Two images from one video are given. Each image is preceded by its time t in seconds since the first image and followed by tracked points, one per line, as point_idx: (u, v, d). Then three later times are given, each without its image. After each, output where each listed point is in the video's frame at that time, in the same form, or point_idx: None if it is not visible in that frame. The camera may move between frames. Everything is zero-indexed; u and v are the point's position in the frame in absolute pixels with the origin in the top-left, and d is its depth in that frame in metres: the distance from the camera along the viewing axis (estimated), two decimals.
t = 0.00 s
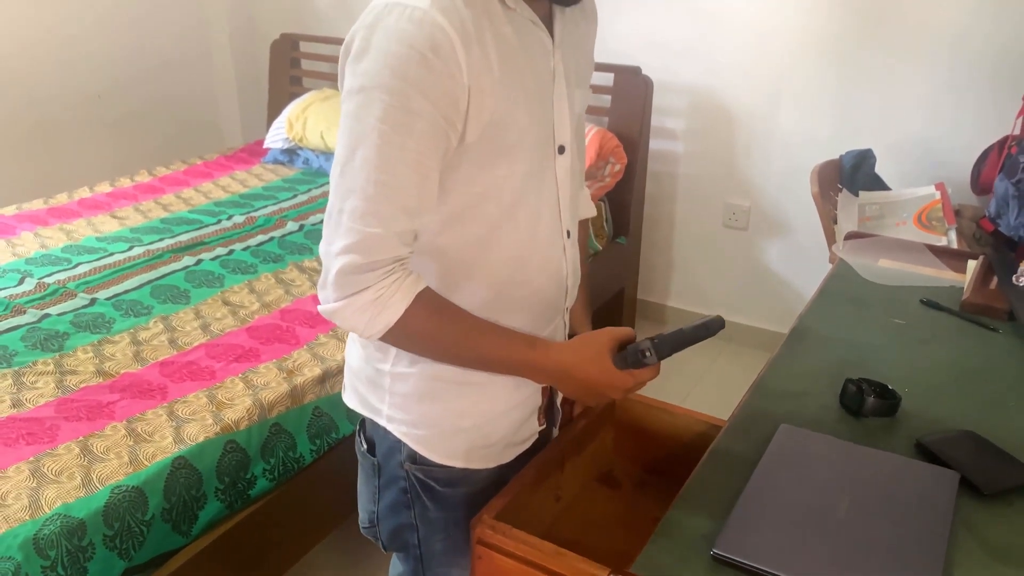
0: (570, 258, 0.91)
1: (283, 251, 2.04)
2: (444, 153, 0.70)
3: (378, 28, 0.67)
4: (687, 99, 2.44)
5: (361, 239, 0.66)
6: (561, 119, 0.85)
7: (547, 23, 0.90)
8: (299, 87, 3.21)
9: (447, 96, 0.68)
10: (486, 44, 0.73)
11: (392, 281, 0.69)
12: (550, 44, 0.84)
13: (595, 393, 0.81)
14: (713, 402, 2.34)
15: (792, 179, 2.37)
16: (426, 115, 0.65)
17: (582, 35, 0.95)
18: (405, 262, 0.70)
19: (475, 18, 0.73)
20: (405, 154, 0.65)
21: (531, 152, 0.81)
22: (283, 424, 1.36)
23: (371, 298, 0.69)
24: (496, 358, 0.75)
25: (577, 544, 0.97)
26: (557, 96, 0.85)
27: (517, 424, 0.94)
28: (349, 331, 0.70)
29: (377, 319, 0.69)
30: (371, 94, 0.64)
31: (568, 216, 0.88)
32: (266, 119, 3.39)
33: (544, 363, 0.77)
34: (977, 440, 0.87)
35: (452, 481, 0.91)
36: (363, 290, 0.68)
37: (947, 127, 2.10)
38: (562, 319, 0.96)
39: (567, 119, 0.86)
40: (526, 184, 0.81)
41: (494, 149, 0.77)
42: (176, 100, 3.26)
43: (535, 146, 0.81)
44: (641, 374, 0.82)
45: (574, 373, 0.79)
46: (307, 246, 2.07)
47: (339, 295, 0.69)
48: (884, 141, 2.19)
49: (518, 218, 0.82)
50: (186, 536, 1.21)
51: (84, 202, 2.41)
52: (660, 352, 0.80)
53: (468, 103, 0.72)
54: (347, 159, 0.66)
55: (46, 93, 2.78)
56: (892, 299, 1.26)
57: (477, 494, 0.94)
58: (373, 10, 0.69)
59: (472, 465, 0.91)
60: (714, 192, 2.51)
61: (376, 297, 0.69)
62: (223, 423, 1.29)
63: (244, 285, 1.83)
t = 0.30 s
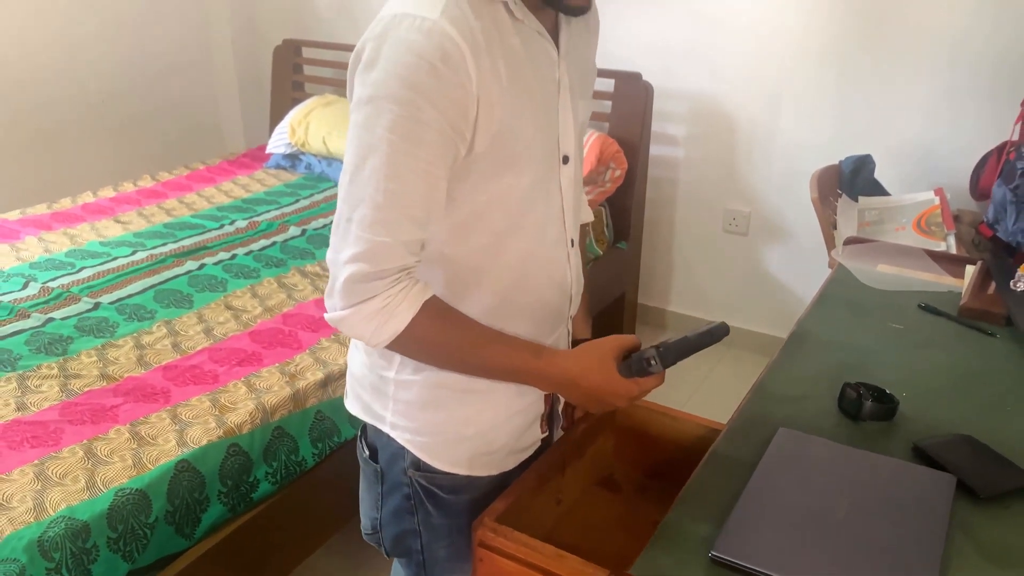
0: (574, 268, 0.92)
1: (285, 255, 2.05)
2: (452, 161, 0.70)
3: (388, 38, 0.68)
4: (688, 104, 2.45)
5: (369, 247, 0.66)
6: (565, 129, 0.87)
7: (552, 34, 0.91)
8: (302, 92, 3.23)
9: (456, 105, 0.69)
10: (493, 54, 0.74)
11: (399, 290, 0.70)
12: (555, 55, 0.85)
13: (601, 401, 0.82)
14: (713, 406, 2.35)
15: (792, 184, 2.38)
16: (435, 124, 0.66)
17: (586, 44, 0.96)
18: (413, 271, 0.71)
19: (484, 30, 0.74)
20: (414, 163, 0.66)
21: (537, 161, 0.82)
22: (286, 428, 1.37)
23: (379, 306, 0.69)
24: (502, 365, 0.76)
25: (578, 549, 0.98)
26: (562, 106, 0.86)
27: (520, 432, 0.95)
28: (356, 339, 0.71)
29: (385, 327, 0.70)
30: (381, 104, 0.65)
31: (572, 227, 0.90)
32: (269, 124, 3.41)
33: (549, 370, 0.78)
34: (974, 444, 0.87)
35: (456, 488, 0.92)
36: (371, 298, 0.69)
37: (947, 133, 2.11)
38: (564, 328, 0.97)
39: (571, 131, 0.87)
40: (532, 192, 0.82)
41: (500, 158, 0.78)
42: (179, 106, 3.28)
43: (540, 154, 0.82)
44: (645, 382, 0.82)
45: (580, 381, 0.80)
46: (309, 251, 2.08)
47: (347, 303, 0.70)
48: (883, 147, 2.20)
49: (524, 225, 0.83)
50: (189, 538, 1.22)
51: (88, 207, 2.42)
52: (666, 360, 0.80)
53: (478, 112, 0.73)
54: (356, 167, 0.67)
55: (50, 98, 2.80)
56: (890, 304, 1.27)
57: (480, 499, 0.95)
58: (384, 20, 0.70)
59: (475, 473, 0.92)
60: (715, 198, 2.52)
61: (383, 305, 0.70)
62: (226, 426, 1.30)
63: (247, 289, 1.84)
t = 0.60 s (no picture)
0: (576, 275, 0.93)
1: (287, 262, 2.06)
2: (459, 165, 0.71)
3: (399, 44, 0.69)
4: (689, 112, 2.46)
5: (378, 250, 0.67)
6: (570, 140, 0.87)
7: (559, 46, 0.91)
8: (304, 99, 3.25)
9: (465, 110, 0.70)
10: (502, 64, 0.75)
11: (406, 292, 0.71)
12: (562, 66, 0.86)
13: (605, 404, 0.82)
14: (713, 412, 2.35)
15: (792, 191, 2.39)
16: (444, 128, 0.67)
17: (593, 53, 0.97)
18: (419, 274, 0.72)
19: (493, 39, 0.75)
20: (422, 167, 0.67)
21: (542, 169, 0.83)
22: (287, 433, 1.38)
23: (386, 308, 0.70)
24: (507, 367, 0.77)
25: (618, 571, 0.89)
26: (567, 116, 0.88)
27: (522, 438, 0.96)
28: (363, 341, 0.72)
29: (391, 329, 0.71)
30: (392, 108, 0.66)
31: (575, 236, 0.90)
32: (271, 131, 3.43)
33: (554, 373, 0.79)
34: (971, 450, 0.88)
35: (458, 493, 0.93)
36: (378, 300, 0.70)
37: (947, 141, 2.12)
38: (565, 336, 0.98)
39: (575, 141, 0.88)
40: (537, 200, 0.83)
41: (503, 167, 0.79)
42: (182, 112, 3.29)
43: (545, 162, 0.83)
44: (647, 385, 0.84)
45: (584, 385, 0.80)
46: (311, 258, 2.09)
47: (354, 305, 0.71)
48: (883, 154, 2.21)
49: (528, 232, 0.84)
50: (192, 543, 1.22)
51: (91, 214, 2.43)
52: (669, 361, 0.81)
53: (486, 118, 0.74)
54: (366, 171, 0.68)
55: (54, 104, 2.82)
56: (889, 311, 1.28)
57: (482, 505, 0.95)
58: (394, 26, 0.71)
59: (475, 479, 0.92)
60: (715, 205, 2.53)
61: (390, 307, 0.70)
62: (229, 431, 1.31)
63: (249, 295, 1.85)
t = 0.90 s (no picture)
0: (580, 286, 0.94)
1: (290, 268, 2.08)
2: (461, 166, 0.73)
3: (403, 48, 0.71)
4: (689, 120, 2.48)
5: (381, 247, 0.68)
6: (576, 151, 0.88)
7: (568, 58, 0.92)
8: (307, 107, 3.27)
9: (465, 110, 0.71)
10: (506, 70, 0.77)
11: (409, 290, 0.71)
12: (569, 77, 0.87)
13: (609, 404, 0.80)
14: (714, 419, 2.36)
15: (792, 198, 2.40)
16: (445, 128, 0.69)
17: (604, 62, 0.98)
18: (423, 272, 0.72)
19: (498, 47, 0.77)
20: (425, 165, 0.68)
21: (545, 177, 0.84)
22: (291, 439, 1.39)
23: (388, 306, 0.70)
24: (512, 367, 0.76)
25: None
26: (572, 128, 0.88)
27: (525, 445, 0.96)
28: (367, 339, 0.72)
29: (394, 326, 0.71)
30: (394, 108, 0.68)
31: (579, 245, 0.91)
32: (274, 139, 3.45)
33: (558, 372, 0.77)
34: (968, 455, 0.89)
35: (459, 500, 0.93)
36: (381, 298, 0.70)
37: (947, 149, 2.13)
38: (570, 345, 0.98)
39: (581, 151, 0.89)
40: (540, 207, 0.84)
41: (506, 175, 0.80)
42: (185, 120, 3.31)
43: (549, 170, 0.84)
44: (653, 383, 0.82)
45: (589, 384, 0.78)
46: (314, 265, 2.10)
47: (358, 303, 0.71)
48: (883, 162, 2.23)
49: (530, 239, 0.85)
50: (196, 547, 1.23)
51: (95, 221, 2.45)
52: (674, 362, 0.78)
53: (486, 121, 0.75)
54: (370, 170, 0.69)
55: (58, 112, 2.84)
56: (888, 318, 1.29)
57: (484, 512, 0.95)
58: (399, 33, 0.73)
59: (475, 485, 0.93)
60: (716, 212, 2.55)
61: (392, 305, 0.70)
62: (233, 437, 1.32)
63: (253, 302, 1.86)
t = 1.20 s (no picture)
0: (585, 300, 0.95)
1: (292, 278, 2.09)
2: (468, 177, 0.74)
3: (414, 60, 0.73)
4: (689, 130, 2.50)
5: (388, 254, 0.69)
6: (582, 166, 0.89)
7: (577, 75, 0.93)
8: (309, 117, 3.29)
9: (473, 122, 0.72)
10: (513, 84, 0.78)
11: (413, 297, 0.72)
12: (577, 94, 0.88)
13: (613, 412, 0.80)
14: (714, 428, 2.36)
15: (791, 208, 2.42)
16: (453, 139, 0.70)
17: (614, 77, 0.99)
18: (428, 280, 0.73)
19: (506, 62, 0.78)
20: (432, 175, 0.69)
21: (549, 190, 0.85)
22: (292, 447, 1.39)
23: (394, 313, 0.71)
24: (515, 376, 0.77)
25: None
26: (580, 143, 0.89)
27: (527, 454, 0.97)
28: (372, 345, 0.73)
29: (399, 333, 0.72)
30: (404, 118, 0.69)
31: (583, 259, 0.92)
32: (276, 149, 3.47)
33: (561, 379, 0.78)
34: (964, 464, 0.90)
35: (461, 510, 0.94)
36: (387, 304, 0.71)
37: (944, 160, 2.14)
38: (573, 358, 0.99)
39: (586, 167, 0.90)
40: (543, 219, 0.85)
41: (509, 187, 0.81)
42: (188, 130, 3.33)
43: (555, 182, 0.86)
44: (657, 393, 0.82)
45: (591, 392, 0.79)
46: (315, 274, 2.12)
47: (364, 310, 0.72)
48: (881, 172, 2.24)
49: (535, 250, 0.86)
50: (198, 555, 1.24)
51: (99, 230, 2.47)
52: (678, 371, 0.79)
53: (492, 134, 0.77)
54: (379, 179, 0.70)
55: (62, 122, 2.87)
56: (886, 328, 1.30)
57: (487, 521, 0.96)
58: (411, 46, 0.75)
59: (477, 496, 0.94)
60: (716, 222, 2.56)
61: (397, 312, 0.71)
62: (235, 445, 1.33)
63: (255, 311, 1.87)
